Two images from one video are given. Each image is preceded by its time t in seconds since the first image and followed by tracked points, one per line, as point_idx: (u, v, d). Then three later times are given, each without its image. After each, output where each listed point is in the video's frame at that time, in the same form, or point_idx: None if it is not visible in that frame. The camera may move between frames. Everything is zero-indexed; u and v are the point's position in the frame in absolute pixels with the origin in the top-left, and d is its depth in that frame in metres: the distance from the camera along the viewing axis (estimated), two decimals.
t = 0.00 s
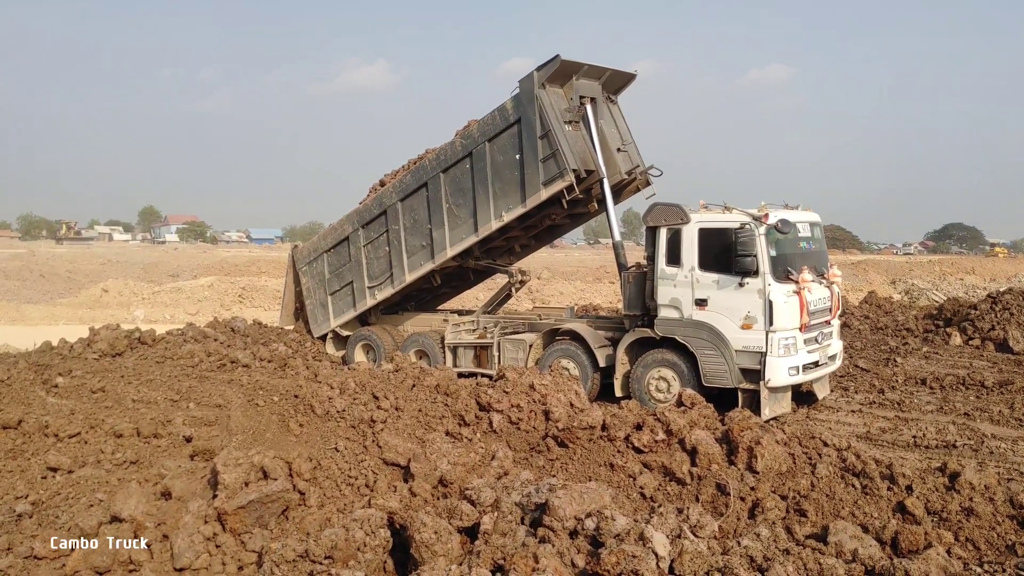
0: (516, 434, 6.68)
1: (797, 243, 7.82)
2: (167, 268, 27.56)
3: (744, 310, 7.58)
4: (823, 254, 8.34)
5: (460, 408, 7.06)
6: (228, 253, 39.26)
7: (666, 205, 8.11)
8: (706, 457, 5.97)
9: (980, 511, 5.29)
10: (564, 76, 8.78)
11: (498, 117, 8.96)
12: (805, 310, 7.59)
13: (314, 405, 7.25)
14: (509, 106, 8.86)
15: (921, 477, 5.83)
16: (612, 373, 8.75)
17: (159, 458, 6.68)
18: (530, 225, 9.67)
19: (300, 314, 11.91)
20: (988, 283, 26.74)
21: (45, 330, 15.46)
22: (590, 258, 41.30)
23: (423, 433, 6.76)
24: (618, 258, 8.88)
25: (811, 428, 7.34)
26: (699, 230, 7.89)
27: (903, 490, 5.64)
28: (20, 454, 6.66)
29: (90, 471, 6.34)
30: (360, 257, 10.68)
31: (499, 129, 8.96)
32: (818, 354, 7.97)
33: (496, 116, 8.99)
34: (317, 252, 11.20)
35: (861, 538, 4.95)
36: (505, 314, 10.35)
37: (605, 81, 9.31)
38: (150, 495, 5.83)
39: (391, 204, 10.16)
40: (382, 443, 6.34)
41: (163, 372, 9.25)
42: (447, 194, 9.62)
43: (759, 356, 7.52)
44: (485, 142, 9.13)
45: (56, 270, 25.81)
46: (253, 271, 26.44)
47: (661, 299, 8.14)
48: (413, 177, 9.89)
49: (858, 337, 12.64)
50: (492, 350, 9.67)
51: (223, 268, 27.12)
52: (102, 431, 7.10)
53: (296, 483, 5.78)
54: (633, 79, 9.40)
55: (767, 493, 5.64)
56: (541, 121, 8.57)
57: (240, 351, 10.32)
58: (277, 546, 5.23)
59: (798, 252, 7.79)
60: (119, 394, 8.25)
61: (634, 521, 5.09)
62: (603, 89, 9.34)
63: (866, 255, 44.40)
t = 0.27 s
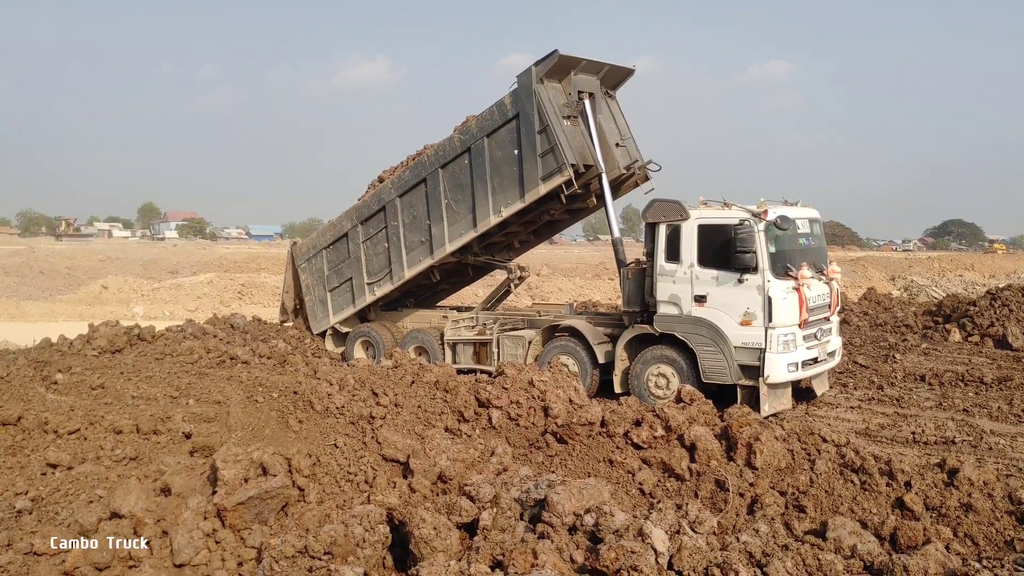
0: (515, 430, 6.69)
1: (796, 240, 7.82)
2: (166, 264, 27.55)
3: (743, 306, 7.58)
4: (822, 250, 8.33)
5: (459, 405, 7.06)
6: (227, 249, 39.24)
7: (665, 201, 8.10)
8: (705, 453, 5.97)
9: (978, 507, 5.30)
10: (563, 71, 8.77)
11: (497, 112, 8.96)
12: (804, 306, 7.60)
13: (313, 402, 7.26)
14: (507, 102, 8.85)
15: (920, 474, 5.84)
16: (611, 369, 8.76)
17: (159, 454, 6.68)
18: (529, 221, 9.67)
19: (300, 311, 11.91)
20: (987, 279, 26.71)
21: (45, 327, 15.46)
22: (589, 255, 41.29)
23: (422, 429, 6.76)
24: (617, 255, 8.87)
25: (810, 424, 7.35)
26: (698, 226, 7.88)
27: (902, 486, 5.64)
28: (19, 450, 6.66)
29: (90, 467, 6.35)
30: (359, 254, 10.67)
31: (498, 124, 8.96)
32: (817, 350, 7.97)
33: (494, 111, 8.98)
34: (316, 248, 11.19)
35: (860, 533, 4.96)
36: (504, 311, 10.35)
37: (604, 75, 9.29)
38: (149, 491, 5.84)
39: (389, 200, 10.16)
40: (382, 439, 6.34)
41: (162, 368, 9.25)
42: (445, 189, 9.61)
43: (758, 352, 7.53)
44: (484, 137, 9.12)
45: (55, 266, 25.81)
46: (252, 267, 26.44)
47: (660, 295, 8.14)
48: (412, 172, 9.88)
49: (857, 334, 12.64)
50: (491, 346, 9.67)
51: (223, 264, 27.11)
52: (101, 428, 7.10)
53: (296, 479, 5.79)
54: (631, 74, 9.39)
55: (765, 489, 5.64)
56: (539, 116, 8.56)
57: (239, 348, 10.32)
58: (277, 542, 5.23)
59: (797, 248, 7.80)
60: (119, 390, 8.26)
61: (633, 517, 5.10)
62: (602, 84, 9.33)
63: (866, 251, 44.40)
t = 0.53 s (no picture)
0: (515, 426, 6.68)
1: (796, 235, 7.81)
2: (166, 261, 27.53)
3: (743, 301, 7.57)
4: (822, 246, 8.32)
5: (459, 401, 7.06)
6: (227, 245, 39.21)
7: (665, 197, 8.09)
8: (705, 449, 5.97)
9: (978, 502, 5.30)
10: (561, 65, 8.75)
11: (495, 106, 8.94)
12: (803, 301, 7.59)
13: (313, 398, 7.25)
14: (505, 96, 8.83)
15: (920, 469, 5.84)
16: (611, 365, 8.76)
17: (159, 450, 6.68)
18: (528, 215, 9.66)
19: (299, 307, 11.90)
20: (987, 275, 26.69)
21: (44, 323, 15.45)
22: (589, 251, 41.29)
23: (422, 425, 6.76)
24: (616, 250, 8.86)
25: (810, 420, 7.34)
26: (698, 222, 7.87)
27: (902, 482, 5.64)
28: (19, 446, 6.66)
29: (89, 463, 6.34)
30: (359, 250, 10.66)
31: (496, 118, 8.94)
32: (817, 346, 7.97)
33: (493, 105, 8.96)
34: (315, 244, 11.18)
35: (860, 529, 4.96)
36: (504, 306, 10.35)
37: (602, 70, 9.27)
38: (149, 487, 5.83)
39: (388, 195, 10.14)
40: (381, 435, 6.34)
41: (162, 364, 9.24)
42: (444, 184, 9.59)
43: (758, 348, 7.52)
44: (482, 132, 9.10)
45: (55, 262, 25.78)
46: (252, 264, 26.43)
47: (660, 291, 8.13)
48: (410, 168, 9.87)
49: (857, 329, 12.64)
50: (491, 342, 9.67)
51: (223, 261, 27.10)
52: (101, 424, 7.10)
53: (296, 475, 5.79)
54: (630, 68, 9.37)
55: (765, 485, 5.64)
56: (538, 110, 8.55)
57: (239, 344, 10.31)
58: (277, 537, 5.23)
59: (797, 244, 7.80)
60: (119, 387, 8.25)
61: (633, 512, 5.10)
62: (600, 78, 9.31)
63: (865, 247, 44.39)
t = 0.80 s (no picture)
0: (516, 422, 6.68)
1: (797, 232, 7.80)
2: (167, 258, 27.53)
3: (744, 298, 7.57)
4: (823, 243, 8.31)
5: (460, 398, 7.06)
6: (228, 243, 39.23)
7: (666, 194, 8.08)
8: (706, 445, 5.97)
9: (979, 499, 5.30)
10: (561, 60, 8.74)
11: (495, 102, 8.93)
12: (805, 298, 7.58)
13: (314, 395, 7.25)
14: (505, 92, 8.83)
15: (921, 466, 5.84)
16: (612, 362, 8.76)
17: (160, 447, 6.68)
18: (529, 211, 9.66)
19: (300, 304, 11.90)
20: (988, 272, 26.64)
21: (45, 320, 15.46)
22: (590, 248, 41.28)
23: (423, 422, 6.76)
24: (617, 247, 8.86)
25: (811, 416, 7.34)
26: (699, 218, 7.86)
27: (903, 478, 5.64)
28: (21, 444, 6.67)
29: (91, 461, 6.35)
30: (359, 247, 10.66)
31: (496, 114, 8.94)
32: (818, 343, 7.96)
33: (493, 101, 8.96)
34: (316, 242, 11.18)
35: (861, 525, 4.96)
36: (505, 303, 10.35)
37: (602, 65, 9.25)
38: (151, 485, 5.84)
39: (389, 192, 10.14)
40: (383, 432, 6.34)
41: (163, 362, 9.24)
42: (445, 181, 9.58)
43: (759, 345, 7.52)
44: (482, 128, 9.10)
45: (56, 260, 25.79)
46: (253, 261, 26.43)
47: (661, 288, 8.12)
48: (411, 164, 9.86)
49: (858, 326, 12.64)
50: (492, 339, 9.67)
51: (223, 258, 27.10)
52: (103, 421, 7.11)
53: (297, 472, 5.80)
54: (630, 64, 9.35)
55: (766, 481, 5.64)
56: (538, 105, 8.54)
57: (240, 341, 10.32)
58: (278, 534, 5.23)
59: (798, 240, 7.78)
60: (120, 384, 8.26)
61: (634, 509, 5.10)
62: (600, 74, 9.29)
63: (866, 244, 44.37)
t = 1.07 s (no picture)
0: (517, 420, 6.69)
1: (799, 230, 7.79)
2: (169, 256, 27.53)
3: (745, 296, 7.57)
4: (825, 240, 8.30)
5: (462, 396, 7.07)
6: (229, 241, 39.25)
7: (668, 192, 8.08)
8: (708, 443, 5.97)
9: (981, 496, 5.30)
10: (562, 57, 8.74)
11: (496, 99, 8.93)
12: (806, 296, 7.58)
13: (316, 392, 7.25)
14: (506, 88, 8.83)
15: (923, 463, 5.84)
16: (614, 360, 8.76)
17: (162, 445, 6.69)
18: (530, 209, 9.66)
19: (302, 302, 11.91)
20: (989, 270, 26.62)
21: (48, 318, 15.47)
22: (591, 246, 41.28)
23: (425, 420, 6.77)
24: (618, 245, 8.85)
25: (813, 414, 7.34)
26: (700, 216, 7.86)
27: (905, 476, 5.65)
28: (23, 441, 6.68)
29: (93, 458, 6.35)
30: (361, 244, 10.66)
31: (496, 111, 8.93)
32: (819, 340, 7.96)
33: (493, 98, 8.95)
34: (317, 240, 11.19)
35: (863, 523, 4.96)
36: (506, 301, 10.35)
37: (602, 61, 9.24)
38: (153, 482, 5.85)
39: (390, 190, 10.14)
40: (384, 430, 6.34)
41: (165, 360, 9.25)
42: (446, 178, 9.58)
43: (760, 343, 7.52)
44: (483, 125, 9.09)
45: (58, 258, 25.81)
46: (254, 259, 26.44)
47: (662, 286, 8.12)
48: (412, 162, 9.86)
49: (859, 323, 12.64)
50: (493, 337, 9.67)
51: (225, 256, 27.11)
52: (105, 419, 7.12)
53: (299, 470, 5.81)
54: (630, 60, 9.34)
55: (768, 479, 5.65)
56: (538, 102, 8.54)
57: (241, 339, 10.32)
58: (281, 532, 5.24)
59: (800, 238, 7.78)
60: (122, 382, 8.27)
61: (636, 507, 5.10)
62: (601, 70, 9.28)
63: (867, 242, 44.34)
